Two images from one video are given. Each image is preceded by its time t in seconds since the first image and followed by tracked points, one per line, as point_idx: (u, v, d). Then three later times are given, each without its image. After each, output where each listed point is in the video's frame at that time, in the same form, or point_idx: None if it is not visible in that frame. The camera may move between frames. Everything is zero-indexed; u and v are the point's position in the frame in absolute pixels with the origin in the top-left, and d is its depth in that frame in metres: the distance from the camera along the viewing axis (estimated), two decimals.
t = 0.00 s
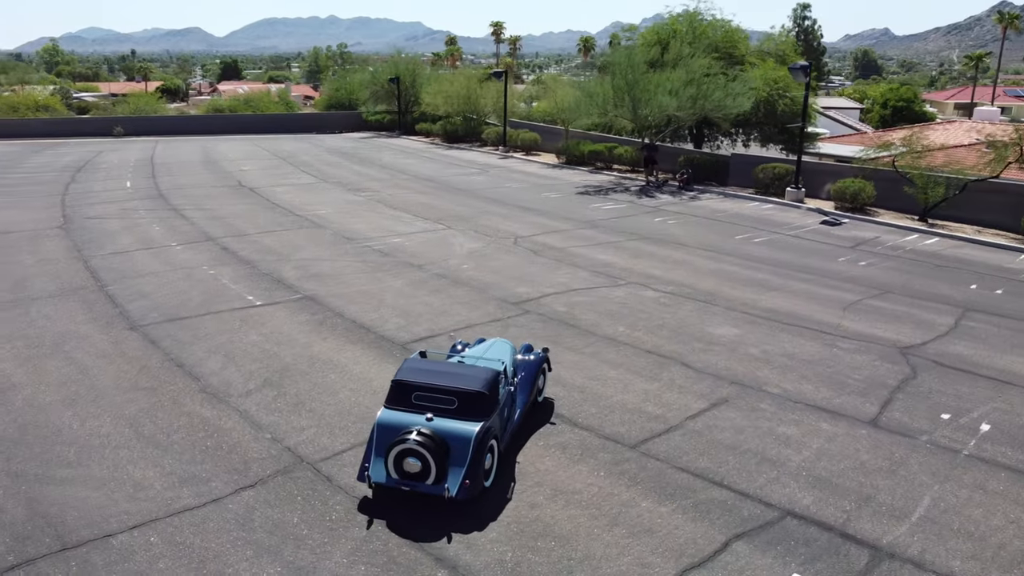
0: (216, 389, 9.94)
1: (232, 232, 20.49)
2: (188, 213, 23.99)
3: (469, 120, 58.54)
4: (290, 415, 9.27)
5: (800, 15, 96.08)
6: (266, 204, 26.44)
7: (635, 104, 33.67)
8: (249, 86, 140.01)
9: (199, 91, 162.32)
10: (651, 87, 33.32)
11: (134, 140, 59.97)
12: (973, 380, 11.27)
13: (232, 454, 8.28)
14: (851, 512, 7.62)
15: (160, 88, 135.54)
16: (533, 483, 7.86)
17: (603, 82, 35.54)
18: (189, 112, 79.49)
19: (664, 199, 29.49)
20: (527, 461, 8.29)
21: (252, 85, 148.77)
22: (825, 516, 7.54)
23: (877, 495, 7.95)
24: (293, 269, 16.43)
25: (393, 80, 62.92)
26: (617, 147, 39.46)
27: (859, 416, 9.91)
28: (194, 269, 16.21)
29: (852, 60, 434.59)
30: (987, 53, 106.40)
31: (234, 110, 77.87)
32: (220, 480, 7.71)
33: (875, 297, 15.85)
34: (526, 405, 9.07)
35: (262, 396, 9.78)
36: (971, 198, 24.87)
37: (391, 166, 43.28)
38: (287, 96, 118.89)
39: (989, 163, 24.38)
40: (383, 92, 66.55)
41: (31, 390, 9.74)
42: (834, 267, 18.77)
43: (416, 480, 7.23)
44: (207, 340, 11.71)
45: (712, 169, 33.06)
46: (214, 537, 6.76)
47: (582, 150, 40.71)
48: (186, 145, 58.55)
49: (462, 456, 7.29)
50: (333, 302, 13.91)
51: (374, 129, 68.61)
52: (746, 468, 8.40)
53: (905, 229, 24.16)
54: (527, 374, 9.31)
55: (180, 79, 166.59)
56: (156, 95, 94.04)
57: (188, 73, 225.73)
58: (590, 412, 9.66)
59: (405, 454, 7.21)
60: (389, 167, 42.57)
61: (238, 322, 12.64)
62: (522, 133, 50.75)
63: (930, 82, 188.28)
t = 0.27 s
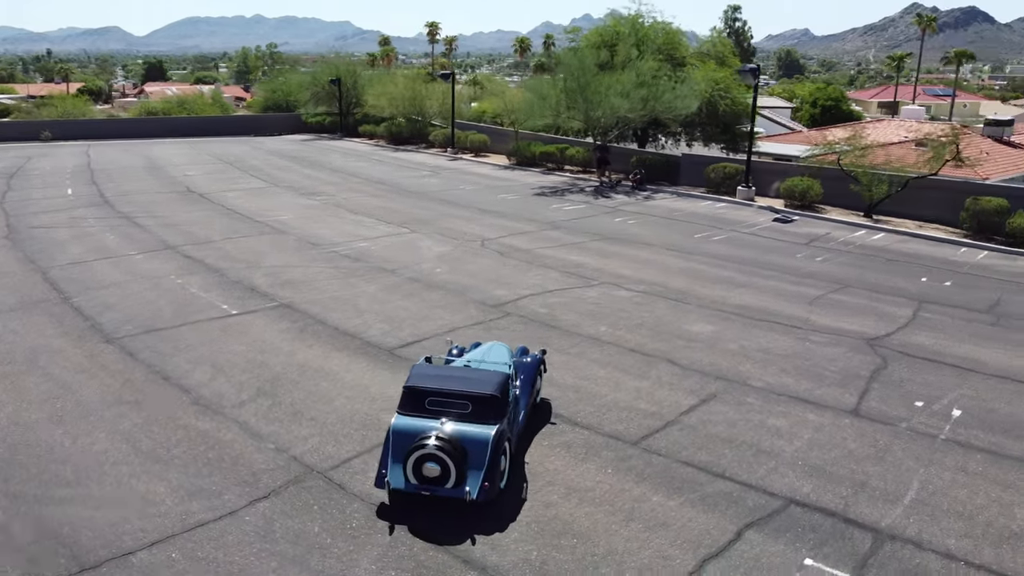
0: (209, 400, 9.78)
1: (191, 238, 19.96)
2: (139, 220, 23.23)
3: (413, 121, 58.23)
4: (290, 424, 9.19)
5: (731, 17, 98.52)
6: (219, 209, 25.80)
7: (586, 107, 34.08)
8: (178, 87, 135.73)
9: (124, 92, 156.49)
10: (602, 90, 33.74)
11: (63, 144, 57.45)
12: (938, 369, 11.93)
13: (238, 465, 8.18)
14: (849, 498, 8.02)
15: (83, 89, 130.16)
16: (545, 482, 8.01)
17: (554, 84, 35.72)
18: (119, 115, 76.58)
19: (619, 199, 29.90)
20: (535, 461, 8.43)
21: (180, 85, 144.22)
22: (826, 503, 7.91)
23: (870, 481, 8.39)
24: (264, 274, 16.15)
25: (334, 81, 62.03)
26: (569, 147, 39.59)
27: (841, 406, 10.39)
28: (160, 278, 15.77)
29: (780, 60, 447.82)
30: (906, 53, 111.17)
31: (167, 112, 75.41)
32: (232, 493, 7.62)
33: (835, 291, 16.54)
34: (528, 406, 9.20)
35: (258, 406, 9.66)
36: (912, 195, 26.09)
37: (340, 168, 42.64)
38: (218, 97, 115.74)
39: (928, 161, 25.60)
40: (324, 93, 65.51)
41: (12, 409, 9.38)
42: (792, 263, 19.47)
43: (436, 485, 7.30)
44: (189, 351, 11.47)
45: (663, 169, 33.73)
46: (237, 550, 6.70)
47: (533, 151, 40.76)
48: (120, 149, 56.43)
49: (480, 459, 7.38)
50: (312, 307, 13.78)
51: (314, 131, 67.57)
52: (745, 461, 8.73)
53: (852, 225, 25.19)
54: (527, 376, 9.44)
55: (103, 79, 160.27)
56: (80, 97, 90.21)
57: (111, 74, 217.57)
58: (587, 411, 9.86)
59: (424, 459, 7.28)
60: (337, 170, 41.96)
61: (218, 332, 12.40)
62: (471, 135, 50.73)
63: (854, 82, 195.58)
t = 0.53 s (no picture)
0: (203, 411, 9.60)
1: (148, 246, 19.38)
2: (87, 228, 22.38)
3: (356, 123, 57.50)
4: (291, 433, 9.11)
5: (664, 18, 100.37)
6: (170, 215, 25.06)
7: (538, 109, 34.44)
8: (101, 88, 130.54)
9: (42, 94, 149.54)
10: (554, 92, 33.99)
11: None
12: (903, 357, 12.59)
13: (247, 477, 8.09)
14: (844, 484, 8.43)
15: None
16: (556, 480, 8.19)
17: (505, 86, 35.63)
18: (41, 118, 73.18)
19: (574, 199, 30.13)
20: (543, 461, 8.59)
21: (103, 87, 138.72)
22: (823, 488, 8.31)
23: (860, 467, 8.84)
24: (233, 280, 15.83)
25: (272, 82, 60.76)
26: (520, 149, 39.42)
27: (821, 397, 10.87)
28: (124, 287, 15.29)
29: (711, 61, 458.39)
30: (831, 53, 115.03)
31: (93, 114, 72.44)
32: (246, 504, 7.54)
33: (796, 286, 17.20)
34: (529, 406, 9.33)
35: (254, 416, 9.54)
36: (855, 191, 27.23)
37: (287, 172, 41.74)
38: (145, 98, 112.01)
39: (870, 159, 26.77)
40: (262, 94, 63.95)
41: None
42: (751, 260, 20.12)
43: (455, 487, 7.39)
44: (172, 361, 11.21)
45: (615, 168, 34.17)
46: (262, 561, 6.65)
47: (483, 152, 40.50)
48: (47, 153, 53.96)
49: (497, 461, 7.49)
50: (291, 314, 13.61)
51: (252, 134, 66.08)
52: (742, 452, 9.07)
53: (801, 222, 26.13)
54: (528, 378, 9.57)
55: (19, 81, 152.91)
56: None
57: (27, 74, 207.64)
58: (583, 410, 10.06)
59: (443, 463, 7.35)
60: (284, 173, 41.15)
61: (198, 341, 12.15)
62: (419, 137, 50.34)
63: (781, 81, 201.44)
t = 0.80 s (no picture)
0: (198, 423, 9.43)
1: (103, 254, 18.71)
2: (32, 238, 21.44)
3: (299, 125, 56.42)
4: (293, 442, 9.04)
5: (598, 19, 101.54)
6: (119, 222, 24.21)
7: (491, 111, 34.57)
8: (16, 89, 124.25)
9: None
10: (508, 96, 34.14)
11: None
12: (870, 348, 13.22)
13: (257, 488, 8.01)
14: (836, 470, 8.85)
15: None
16: (565, 478, 8.37)
17: (459, 88, 35.42)
18: None
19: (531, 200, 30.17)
20: (549, 461, 8.75)
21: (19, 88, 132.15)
22: (818, 475, 8.71)
23: (848, 454, 9.28)
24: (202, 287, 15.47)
25: (209, 84, 59.09)
26: (472, 150, 38.83)
27: (800, 389, 11.34)
28: (88, 298, 14.77)
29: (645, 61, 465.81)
30: (760, 53, 118.16)
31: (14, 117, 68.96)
32: (262, 515, 7.48)
33: (759, 282, 17.80)
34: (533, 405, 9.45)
35: (252, 426, 9.42)
36: (802, 189, 28.29)
37: (232, 175, 40.67)
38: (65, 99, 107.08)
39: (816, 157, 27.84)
40: (197, 97, 62.11)
41: None
42: (712, 257, 20.69)
43: (473, 489, 7.50)
44: (155, 373, 10.94)
45: (568, 169, 34.41)
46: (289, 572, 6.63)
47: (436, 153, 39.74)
48: None
49: (514, 461, 7.61)
50: (269, 321, 13.41)
51: (187, 137, 64.01)
52: (737, 445, 9.41)
53: (754, 219, 26.95)
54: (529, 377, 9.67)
55: None
56: None
57: None
58: (578, 409, 10.26)
59: (461, 466, 7.44)
60: (229, 177, 40.10)
61: (177, 351, 11.87)
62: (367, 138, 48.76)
63: (713, 81, 206.17)
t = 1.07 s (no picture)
0: (195, 436, 9.26)
1: (57, 266, 17.99)
2: None
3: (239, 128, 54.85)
4: (297, 453, 8.97)
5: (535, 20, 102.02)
6: (65, 231, 23.25)
7: (444, 115, 34.37)
8: None
9: None
10: (461, 99, 34.06)
11: None
12: (837, 341, 13.82)
13: (269, 499, 7.93)
14: (828, 459, 9.28)
15: None
16: (575, 478, 8.55)
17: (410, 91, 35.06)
18: None
19: (489, 202, 30.05)
20: (555, 461, 8.92)
21: None
22: (812, 465, 9.11)
23: (835, 444, 9.74)
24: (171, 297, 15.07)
25: (142, 87, 57.00)
26: (424, 153, 38.61)
27: (781, 382, 11.80)
28: (51, 312, 14.22)
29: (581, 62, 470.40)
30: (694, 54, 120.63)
31: None
32: (281, 527, 7.43)
33: (724, 279, 18.36)
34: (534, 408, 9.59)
35: (252, 437, 9.30)
36: (751, 188, 29.22)
37: (174, 181, 39.37)
38: None
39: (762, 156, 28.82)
40: (129, 100, 59.79)
41: None
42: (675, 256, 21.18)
43: (493, 491, 7.59)
44: (139, 387, 10.65)
45: (522, 170, 34.39)
46: None
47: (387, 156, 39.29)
48: None
49: (530, 462, 7.74)
50: (249, 330, 13.19)
51: (118, 141, 61.55)
52: (732, 439, 9.74)
53: (708, 218, 27.66)
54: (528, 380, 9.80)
55: None
56: None
57: None
58: (574, 409, 10.45)
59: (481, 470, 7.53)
60: (171, 182, 38.83)
61: (159, 363, 11.57)
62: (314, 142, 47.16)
63: (647, 81, 209.66)
